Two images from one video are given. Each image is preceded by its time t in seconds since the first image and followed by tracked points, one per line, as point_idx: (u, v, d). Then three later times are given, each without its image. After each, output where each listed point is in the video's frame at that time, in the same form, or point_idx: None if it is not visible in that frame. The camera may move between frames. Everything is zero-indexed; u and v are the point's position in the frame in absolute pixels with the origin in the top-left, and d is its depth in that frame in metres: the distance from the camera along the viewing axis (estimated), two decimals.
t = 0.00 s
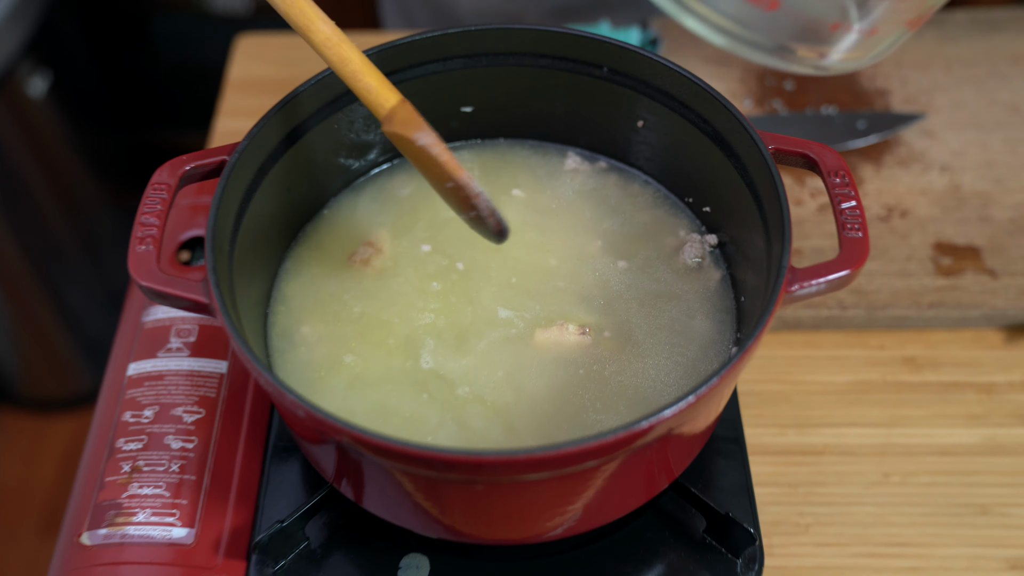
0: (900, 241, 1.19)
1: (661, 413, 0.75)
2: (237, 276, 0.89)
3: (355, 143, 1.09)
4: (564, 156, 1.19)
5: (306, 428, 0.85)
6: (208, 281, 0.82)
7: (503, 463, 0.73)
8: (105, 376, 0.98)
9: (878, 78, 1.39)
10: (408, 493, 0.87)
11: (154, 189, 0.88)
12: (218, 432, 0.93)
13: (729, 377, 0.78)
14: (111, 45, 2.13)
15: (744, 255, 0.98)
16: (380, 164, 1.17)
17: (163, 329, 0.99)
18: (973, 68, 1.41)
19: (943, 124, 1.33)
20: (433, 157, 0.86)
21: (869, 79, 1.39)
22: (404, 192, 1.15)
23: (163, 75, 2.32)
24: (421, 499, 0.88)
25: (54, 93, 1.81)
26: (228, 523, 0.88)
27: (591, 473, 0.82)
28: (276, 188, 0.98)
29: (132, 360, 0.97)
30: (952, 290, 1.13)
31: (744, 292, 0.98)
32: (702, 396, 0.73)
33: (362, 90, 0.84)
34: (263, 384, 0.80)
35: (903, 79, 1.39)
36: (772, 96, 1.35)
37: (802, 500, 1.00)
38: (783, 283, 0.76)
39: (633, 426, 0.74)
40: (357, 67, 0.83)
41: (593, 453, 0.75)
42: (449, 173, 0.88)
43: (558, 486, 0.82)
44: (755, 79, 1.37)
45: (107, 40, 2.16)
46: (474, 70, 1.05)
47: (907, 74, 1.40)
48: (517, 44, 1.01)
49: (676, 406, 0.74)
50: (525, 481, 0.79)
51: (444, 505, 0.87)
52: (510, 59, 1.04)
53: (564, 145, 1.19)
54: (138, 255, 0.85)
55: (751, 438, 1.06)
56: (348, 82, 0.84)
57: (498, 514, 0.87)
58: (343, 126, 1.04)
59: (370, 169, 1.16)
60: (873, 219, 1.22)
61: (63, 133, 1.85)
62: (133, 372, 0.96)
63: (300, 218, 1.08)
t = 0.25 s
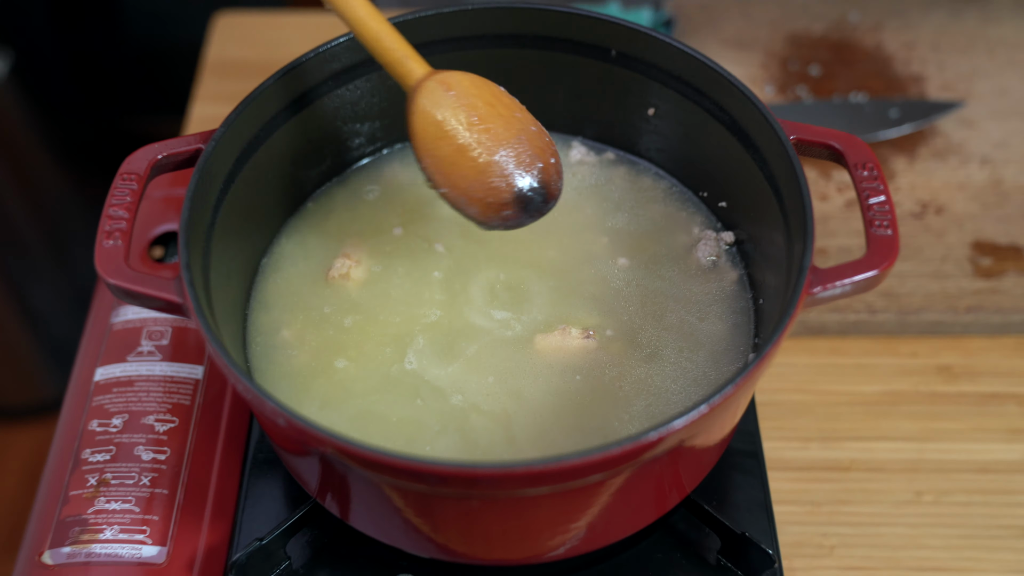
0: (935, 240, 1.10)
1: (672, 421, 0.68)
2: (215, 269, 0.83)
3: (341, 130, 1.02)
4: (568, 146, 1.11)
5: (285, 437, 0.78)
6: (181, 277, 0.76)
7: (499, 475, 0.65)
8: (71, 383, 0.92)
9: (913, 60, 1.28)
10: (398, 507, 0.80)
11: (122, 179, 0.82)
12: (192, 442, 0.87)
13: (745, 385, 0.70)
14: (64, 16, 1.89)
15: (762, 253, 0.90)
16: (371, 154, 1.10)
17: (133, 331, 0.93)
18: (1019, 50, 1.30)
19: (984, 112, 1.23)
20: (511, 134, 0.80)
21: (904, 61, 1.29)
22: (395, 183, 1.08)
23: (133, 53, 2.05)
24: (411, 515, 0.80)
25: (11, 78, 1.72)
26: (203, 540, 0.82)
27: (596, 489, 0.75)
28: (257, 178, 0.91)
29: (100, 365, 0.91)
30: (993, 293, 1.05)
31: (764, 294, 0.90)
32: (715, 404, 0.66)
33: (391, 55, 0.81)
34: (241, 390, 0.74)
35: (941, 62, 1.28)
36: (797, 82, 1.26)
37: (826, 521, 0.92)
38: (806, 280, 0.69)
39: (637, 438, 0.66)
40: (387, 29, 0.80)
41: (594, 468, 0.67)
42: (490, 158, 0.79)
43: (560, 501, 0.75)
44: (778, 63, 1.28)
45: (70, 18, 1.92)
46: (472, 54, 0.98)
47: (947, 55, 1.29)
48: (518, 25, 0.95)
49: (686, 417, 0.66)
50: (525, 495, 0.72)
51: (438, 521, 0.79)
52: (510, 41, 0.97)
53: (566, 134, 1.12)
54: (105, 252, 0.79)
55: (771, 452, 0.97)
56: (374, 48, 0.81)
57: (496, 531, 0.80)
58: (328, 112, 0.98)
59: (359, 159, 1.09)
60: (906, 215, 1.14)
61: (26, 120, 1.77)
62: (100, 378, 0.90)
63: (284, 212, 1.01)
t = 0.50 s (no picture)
0: (970, 239, 1.02)
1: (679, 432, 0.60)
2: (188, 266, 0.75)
3: (324, 115, 0.95)
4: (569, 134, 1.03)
5: (256, 445, 0.70)
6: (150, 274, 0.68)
7: (491, 491, 0.56)
8: (31, 388, 0.87)
9: (949, 44, 1.19)
10: (384, 525, 0.71)
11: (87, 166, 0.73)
12: (161, 452, 0.81)
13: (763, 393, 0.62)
14: None
15: (780, 250, 0.82)
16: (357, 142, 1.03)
17: (97, 331, 0.87)
18: None
19: None
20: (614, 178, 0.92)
21: (939, 44, 1.20)
22: (383, 171, 1.00)
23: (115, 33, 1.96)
24: (398, 533, 0.71)
25: None
26: (172, 557, 0.76)
27: (597, 505, 0.65)
28: (233, 165, 0.84)
29: (61, 368, 0.85)
30: None
31: (781, 296, 0.82)
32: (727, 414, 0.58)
33: (544, 118, 0.85)
34: (212, 398, 0.64)
35: (979, 46, 1.19)
36: (821, 67, 1.17)
37: (847, 544, 0.83)
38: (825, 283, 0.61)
39: (640, 450, 0.58)
40: (544, 100, 0.85)
41: (594, 484, 0.58)
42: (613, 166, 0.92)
43: (558, 520, 0.66)
44: (802, 46, 1.20)
45: None
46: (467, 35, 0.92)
47: (986, 38, 1.20)
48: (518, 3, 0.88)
49: (694, 428, 0.58)
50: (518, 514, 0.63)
51: (427, 540, 0.71)
52: (507, 20, 0.90)
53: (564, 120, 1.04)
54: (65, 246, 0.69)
55: (787, 467, 0.89)
56: (513, 96, 0.84)
57: (492, 553, 0.71)
58: (310, 95, 0.91)
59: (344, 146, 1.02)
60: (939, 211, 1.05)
61: None
62: (62, 382, 0.84)
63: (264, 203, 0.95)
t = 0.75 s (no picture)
0: (990, 239, 0.98)
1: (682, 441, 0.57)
2: (174, 262, 0.72)
3: (315, 110, 0.92)
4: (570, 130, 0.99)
5: (240, 455, 0.64)
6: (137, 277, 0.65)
7: (488, 500, 0.53)
8: (11, 396, 0.84)
9: (970, 35, 1.15)
10: (376, 537, 0.65)
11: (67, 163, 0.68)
12: (145, 460, 0.78)
13: (771, 398, 0.58)
14: None
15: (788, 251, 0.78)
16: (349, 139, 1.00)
17: (78, 335, 0.85)
18: None
19: None
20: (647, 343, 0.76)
21: (959, 35, 1.15)
22: (375, 170, 0.97)
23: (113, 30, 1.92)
24: (391, 546, 0.66)
25: None
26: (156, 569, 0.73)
27: (599, 515, 0.61)
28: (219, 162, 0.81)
29: (40, 374, 0.83)
30: None
31: (788, 299, 0.78)
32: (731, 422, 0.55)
33: (585, 277, 0.71)
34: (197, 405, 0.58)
35: (1002, 36, 1.15)
36: (835, 59, 1.13)
37: (861, 557, 0.79)
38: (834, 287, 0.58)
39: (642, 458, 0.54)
40: (586, 256, 0.71)
41: (595, 493, 0.54)
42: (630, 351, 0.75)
43: (557, 530, 0.61)
44: (815, 37, 1.16)
45: None
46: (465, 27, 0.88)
47: (1009, 29, 1.15)
48: None
49: (697, 435, 0.55)
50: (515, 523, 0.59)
51: (423, 554, 0.65)
52: (506, 12, 0.87)
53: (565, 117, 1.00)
54: (44, 246, 0.64)
55: (798, 476, 0.85)
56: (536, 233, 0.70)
57: (489, 566, 0.66)
58: (299, 90, 0.88)
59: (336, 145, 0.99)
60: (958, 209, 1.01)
61: None
62: (42, 389, 0.82)
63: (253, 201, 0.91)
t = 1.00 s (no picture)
0: (994, 238, 0.98)
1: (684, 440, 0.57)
2: (174, 261, 0.72)
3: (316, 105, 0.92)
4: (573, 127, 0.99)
5: (240, 453, 0.64)
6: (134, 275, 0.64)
7: (488, 497, 0.52)
8: (12, 393, 0.84)
9: (974, 34, 1.14)
10: (376, 534, 0.65)
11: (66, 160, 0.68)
12: (146, 459, 0.78)
13: (771, 396, 0.58)
14: None
15: (789, 253, 0.78)
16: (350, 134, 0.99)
17: (79, 333, 0.85)
18: None
19: None
20: (520, 438, 0.67)
21: (964, 34, 1.15)
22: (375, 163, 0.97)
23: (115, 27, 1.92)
24: (392, 544, 0.66)
25: None
26: (156, 567, 0.73)
27: (599, 513, 0.61)
28: (220, 159, 0.81)
29: (41, 372, 0.83)
30: None
31: (789, 300, 0.78)
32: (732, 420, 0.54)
33: (440, 349, 0.67)
34: (198, 402, 0.58)
35: (1006, 35, 1.14)
36: (839, 57, 1.13)
37: (863, 557, 0.79)
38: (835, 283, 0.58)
39: (642, 456, 0.54)
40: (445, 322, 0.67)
41: (595, 490, 0.54)
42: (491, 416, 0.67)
43: (557, 529, 0.61)
44: (818, 36, 1.15)
45: None
46: (467, 24, 0.88)
47: (1013, 27, 1.15)
48: None
49: (698, 433, 0.54)
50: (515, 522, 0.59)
51: (423, 551, 0.65)
52: (507, 9, 0.87)
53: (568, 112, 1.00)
54: (44, 243, 0.64)
55: (800, 476, 0.85)
56: (400, 287, 0.65)
57: (489, 564, 0.66)
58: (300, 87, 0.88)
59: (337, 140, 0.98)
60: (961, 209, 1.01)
61: None
62: (43, 387, 0.82)
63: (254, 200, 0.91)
